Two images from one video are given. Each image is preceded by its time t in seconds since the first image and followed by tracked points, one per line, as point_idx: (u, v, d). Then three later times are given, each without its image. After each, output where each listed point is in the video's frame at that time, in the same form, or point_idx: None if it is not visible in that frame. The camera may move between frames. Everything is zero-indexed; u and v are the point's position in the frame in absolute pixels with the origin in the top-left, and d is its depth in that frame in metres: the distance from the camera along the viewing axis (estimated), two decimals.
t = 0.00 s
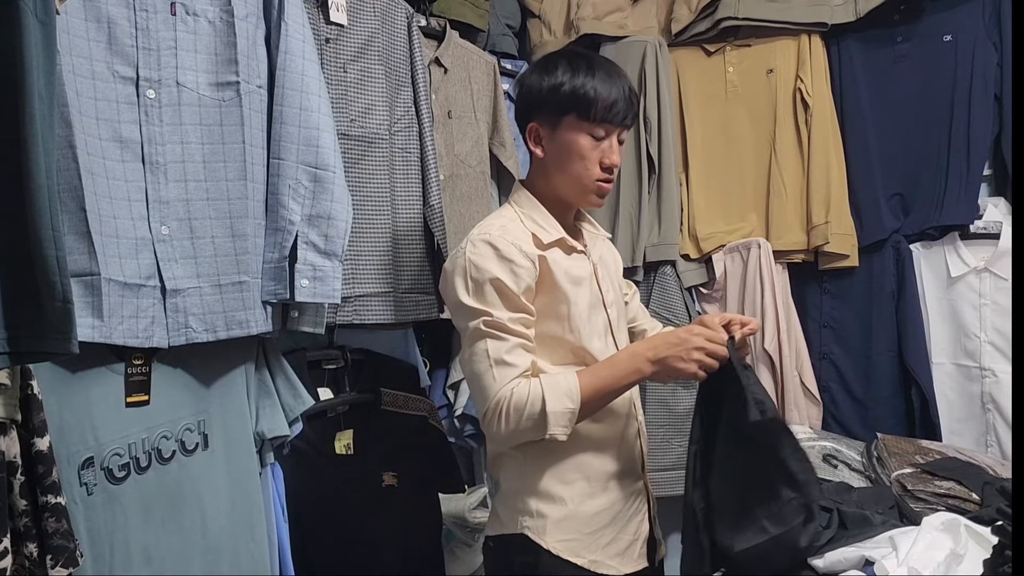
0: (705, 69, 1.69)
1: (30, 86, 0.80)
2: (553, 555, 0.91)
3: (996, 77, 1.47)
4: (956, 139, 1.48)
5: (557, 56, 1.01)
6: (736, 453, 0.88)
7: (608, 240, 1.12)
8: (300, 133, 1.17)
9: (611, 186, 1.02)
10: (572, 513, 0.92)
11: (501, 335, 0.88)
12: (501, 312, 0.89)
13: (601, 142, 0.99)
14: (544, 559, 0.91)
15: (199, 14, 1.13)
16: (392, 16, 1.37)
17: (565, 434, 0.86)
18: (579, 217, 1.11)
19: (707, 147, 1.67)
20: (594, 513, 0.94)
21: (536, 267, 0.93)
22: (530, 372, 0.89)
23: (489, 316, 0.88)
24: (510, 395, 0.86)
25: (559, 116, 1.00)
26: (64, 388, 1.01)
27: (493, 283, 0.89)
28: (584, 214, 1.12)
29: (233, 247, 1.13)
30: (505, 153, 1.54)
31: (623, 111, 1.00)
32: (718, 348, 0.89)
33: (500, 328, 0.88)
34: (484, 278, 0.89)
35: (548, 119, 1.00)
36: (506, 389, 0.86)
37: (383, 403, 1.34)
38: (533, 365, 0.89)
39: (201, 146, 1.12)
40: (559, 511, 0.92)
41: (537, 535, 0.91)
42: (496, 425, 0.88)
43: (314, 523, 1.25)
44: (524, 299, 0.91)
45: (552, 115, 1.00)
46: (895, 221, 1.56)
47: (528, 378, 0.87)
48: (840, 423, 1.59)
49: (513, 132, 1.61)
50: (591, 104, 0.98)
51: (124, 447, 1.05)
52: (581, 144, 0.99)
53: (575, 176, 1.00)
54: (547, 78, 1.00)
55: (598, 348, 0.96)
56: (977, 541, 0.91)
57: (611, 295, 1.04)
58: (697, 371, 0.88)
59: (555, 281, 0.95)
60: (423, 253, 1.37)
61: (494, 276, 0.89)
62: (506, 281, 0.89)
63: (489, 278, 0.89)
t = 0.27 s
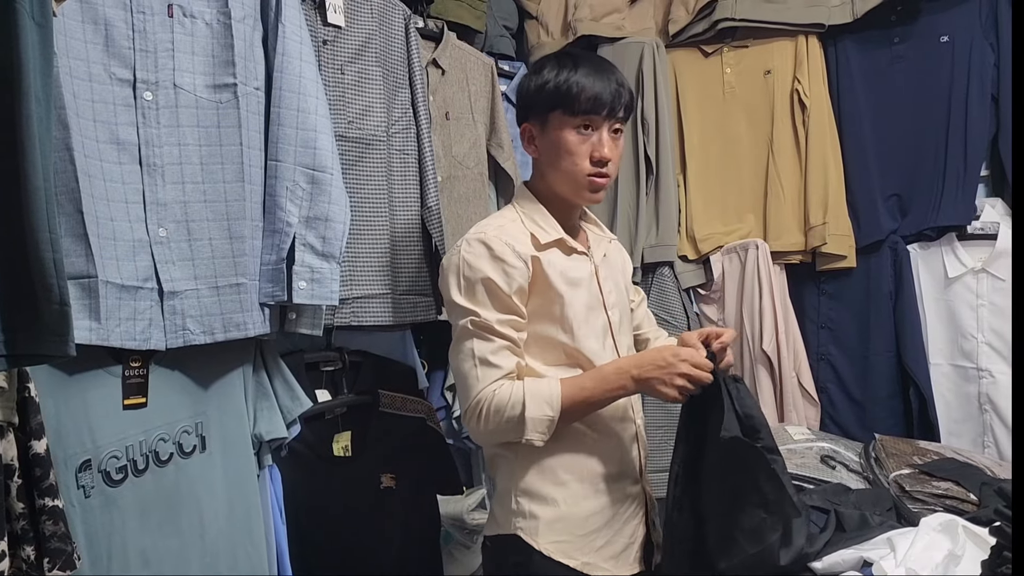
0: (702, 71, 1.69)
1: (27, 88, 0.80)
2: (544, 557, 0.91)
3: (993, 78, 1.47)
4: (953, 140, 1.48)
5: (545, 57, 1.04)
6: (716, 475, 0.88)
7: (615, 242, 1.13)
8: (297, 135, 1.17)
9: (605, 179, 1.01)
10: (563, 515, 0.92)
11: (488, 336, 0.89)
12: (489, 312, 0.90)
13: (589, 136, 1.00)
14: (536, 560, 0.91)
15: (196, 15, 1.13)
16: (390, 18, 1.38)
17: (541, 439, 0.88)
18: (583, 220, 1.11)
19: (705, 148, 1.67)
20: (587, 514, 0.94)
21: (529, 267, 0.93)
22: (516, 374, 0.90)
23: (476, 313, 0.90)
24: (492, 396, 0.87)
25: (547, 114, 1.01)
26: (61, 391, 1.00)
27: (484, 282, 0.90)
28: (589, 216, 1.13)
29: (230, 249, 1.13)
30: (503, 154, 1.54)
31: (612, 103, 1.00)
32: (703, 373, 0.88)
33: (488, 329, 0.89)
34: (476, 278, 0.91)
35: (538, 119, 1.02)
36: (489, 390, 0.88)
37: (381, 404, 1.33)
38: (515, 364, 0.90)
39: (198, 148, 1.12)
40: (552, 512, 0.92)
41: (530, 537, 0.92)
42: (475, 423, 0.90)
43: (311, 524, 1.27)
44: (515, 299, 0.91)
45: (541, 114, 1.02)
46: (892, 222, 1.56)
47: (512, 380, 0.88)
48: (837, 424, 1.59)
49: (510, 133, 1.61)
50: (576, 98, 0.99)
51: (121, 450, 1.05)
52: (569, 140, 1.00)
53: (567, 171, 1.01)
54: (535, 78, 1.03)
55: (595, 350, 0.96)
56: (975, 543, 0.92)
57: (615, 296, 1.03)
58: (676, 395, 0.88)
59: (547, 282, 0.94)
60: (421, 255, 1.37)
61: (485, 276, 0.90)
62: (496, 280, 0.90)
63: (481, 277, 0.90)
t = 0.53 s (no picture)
0: (699, 71, 1.69)
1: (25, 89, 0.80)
2: (541, 556, 0.91)
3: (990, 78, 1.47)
4: (950, 140, 1.48)
5: (541, 60, 1.06)
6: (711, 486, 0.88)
7: (617, 242, 1.12)
8: (295, 136, 1.17)
9: (599, 175, 1.01)
10: (560, 515, 0.92)
11: (485, 334, 0.89)
12: (487, 311, 0.90)
13: (581, 132, 1.00)
14: (532, 560, 0.91)
15: (193, 16, 1.13)
16: (387, 18, 1.38)
17: (536, 438, 0.88)
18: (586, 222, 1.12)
19: (702, 148, 1.67)
20: (584, 515, 0.94)
21: (528, 268, 0.93)
22: (513, 372, 0.90)
23: (474, 312, 0.90)
24: (488, 394, 0.87)
25: (541, 114, 1.03)
26: (59, 392, 1.01)
27: (483, 282, 0.90)
28: (591, 216, 1.14)
29: (228, 251, 1.12)
30: (501, 155, 1.53)
31: (603, 98, 1.00)
32: (698, 368, 0.89)
33: (484, 327, 0.89)
34: (474, 277, 0.91)
35: (533, 119, 1.04)
36: (486, 387, 0.88)
37: (379, 406, 1.33)
38: (513, 364, 0.90)
39: (195, 149, 1.12)
40: (549, 512, 0.92)
41: (527, 536, 0.92)
42: (472, 419, 0.90)
43: (309, 525, 1.26)
44: (513, 299, 0.91)
45: (535, 114, 1.04)
46: (890, 222, 1.56)
47: (509, 378, 0.89)
48: (835, 423, 1.59)
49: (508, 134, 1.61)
50: (566, 94, 1.00)
51: (120, 451, 1.05)
52: (561, 137, 1.01)
53: (562, 168, 1.01)
54: (530, 79, 1.05)
55: (595, 350, 0.96)
56: (975, 542, 0.92)
57: (617, 297, 1.03)
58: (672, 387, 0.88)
59: (546, 282, 0.94)
60: (419, 256, 1.37)
61: (483, 275, 0.90)
62: (494, 279, 0.90)
63: (479, 277, 0.91)
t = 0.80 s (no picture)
0: (695, 69, 1.69)
1: (20, 91, 0.79)
2: (541, 554, 0.91)
3: (985, 76, 1.48)
4: (946, 138, 1.49)
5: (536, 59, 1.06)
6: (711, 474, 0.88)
7: (617, 242, 1.12)
8: (291, 137, 1.17)
9: (593, 171, 1.00)
10: (561, 513, 0.93)
11: (487, 335, 0.89)
12: (489, 311, 0.90)
13: (575, 128, 1.00)
14: (533, 558, 0.92)
15: (189, 17, 1.13)
16: (383, 19, 1.38)
17: (538, 439, 0.89)
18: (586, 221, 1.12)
19: (699, 147, 1.68)
20: (586, 513, 0.94)
21: (530, 267, 0.93)
22: (514, 372, 0.90)
23: (476, 312, 0.90)
24: (489, 394, 0.88)
25: (538, 112, 1.04)
26: (56, 393, 1.00)
27: (484, 282, 0.90)
28: (592, 216, 1.14)
29: (225, 251, 1.12)
30: (497, 155, 1.53)
31: (597, 93, 1.00)
32: (699, 370, 0.88)
33: (486, 327, 0.89)
34: (476, 277, 0.91)
35: (530, 118, 1.05)
36: (488, 387, 0.88)
37: (377, 406, 1.32)
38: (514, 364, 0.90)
39: (192, 150, 1.12)
40: (550, 510, 0.93)
41: (528, 534, 0.92)
42: (473, 419, 0.90)
43: (308, 524, 1.26)
44: (516, 299, 0.91)
45: (532, 113, 1.05)
46: (886, 220, 1.57)
47: (510, 378, 0.89)
48: (833, 421, 1.59)
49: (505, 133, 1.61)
50: (560, 91, 1.00)
51: (117, 453, 1.05)
52: (556, 133, 1.01)
53: (557, 165, 1.01)
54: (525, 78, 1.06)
55: (596, 350, 0.96)
56: (971, 539, 0.92)
57: (617, 296, 1.03)
58: (672, 391, 0.88)
59: (548, 282, 0.94)
60: (416, 256, 1.37)
61: (485, 275, 0.90)
62: (496, 278, 0.90)
63: (481, 277, 0.90)
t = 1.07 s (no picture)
0: (692, 66, 1.69)
1: (14, 92, 0.79)
2: (545, 553, 0.91)
3: (981, 70, 1.47)
4: (942, 133, 1.49)
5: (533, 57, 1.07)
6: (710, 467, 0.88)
7: (616, 239, 1.12)
8: (287, 136, 1.17)
9: (593, 164, 1.00)
10: (565, 511, 0.93)
11: (493, 333, 0.89)
12: (492, 309, 0.90)
13: (573, 123, 1.01)
14: (536, 556, 0.92)
15: (183, 16, 1.13)
16: (378, 17, 1.37)
17: (543, 439, 0.89)
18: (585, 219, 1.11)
19: (696, 142, 1.67)
20: (588, 511, 0.94)
21: (532, 265, 0.93)
22: (518, 371, 0.91)
23: (481, 311, 0.89)
24: (496, 394, 0.87)
25: (534, 110, 1.04)
26: (52, 395, 1.00)
27: (488, 280, 0.90)
28: (591, 213, 1.13)
29: (221, 251, 1.12)
30: (494, 152, 1.53)
31: (594, 90, 1.00)
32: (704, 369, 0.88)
33: (491, 327, 0.89)
34: (479, 275, 0.90)
35: (526, 116, 1.05)
36: (493, 386, 0.88)
37: (375, 405, 1.33)
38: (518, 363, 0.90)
39: (187, 150, 1.11)
40: (553, 508, 0.93)
41: (532, 532, 0.92)
42: (477, 418, 0.90)
43: (308, 523, 1.25)
44: (520, 298, 0.91)
45: (528, 111, 1.05)
46: (883, 215, 1.57)
47: (515, 378, 0.89)
48: (831, 417, 1.59)
49: (501, 131, 1.60)
50: (557, 86, 1.01)
51: (113, 454, 1.04)
52: (554, 129, 1.01)
53: (556, 161, 1.01)
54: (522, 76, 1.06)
55: (598, 347, 0.95)
56: (969, 534, 0.92)
57: (617, 293, 1.03)
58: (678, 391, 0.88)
59: (551, 278, 0.94)
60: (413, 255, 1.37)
61: (490, 273, 0.90)
62: (499, 276, 0.90)
63: (483, 274, 0.90)
